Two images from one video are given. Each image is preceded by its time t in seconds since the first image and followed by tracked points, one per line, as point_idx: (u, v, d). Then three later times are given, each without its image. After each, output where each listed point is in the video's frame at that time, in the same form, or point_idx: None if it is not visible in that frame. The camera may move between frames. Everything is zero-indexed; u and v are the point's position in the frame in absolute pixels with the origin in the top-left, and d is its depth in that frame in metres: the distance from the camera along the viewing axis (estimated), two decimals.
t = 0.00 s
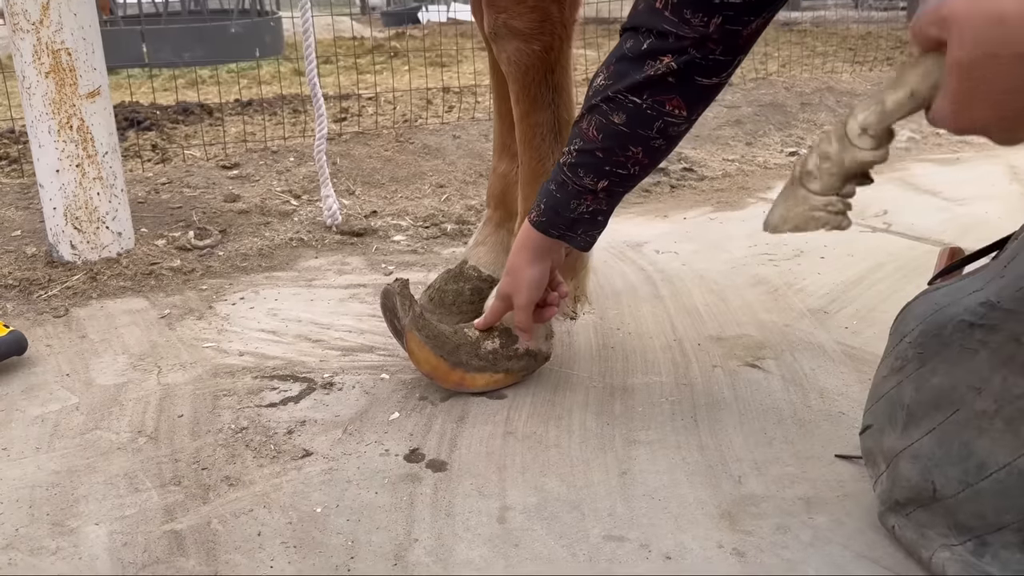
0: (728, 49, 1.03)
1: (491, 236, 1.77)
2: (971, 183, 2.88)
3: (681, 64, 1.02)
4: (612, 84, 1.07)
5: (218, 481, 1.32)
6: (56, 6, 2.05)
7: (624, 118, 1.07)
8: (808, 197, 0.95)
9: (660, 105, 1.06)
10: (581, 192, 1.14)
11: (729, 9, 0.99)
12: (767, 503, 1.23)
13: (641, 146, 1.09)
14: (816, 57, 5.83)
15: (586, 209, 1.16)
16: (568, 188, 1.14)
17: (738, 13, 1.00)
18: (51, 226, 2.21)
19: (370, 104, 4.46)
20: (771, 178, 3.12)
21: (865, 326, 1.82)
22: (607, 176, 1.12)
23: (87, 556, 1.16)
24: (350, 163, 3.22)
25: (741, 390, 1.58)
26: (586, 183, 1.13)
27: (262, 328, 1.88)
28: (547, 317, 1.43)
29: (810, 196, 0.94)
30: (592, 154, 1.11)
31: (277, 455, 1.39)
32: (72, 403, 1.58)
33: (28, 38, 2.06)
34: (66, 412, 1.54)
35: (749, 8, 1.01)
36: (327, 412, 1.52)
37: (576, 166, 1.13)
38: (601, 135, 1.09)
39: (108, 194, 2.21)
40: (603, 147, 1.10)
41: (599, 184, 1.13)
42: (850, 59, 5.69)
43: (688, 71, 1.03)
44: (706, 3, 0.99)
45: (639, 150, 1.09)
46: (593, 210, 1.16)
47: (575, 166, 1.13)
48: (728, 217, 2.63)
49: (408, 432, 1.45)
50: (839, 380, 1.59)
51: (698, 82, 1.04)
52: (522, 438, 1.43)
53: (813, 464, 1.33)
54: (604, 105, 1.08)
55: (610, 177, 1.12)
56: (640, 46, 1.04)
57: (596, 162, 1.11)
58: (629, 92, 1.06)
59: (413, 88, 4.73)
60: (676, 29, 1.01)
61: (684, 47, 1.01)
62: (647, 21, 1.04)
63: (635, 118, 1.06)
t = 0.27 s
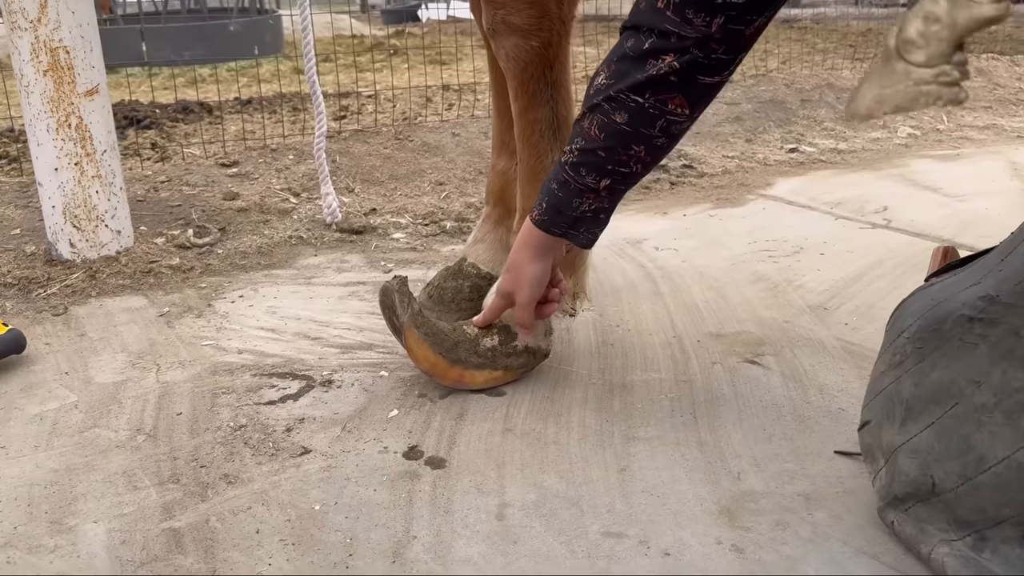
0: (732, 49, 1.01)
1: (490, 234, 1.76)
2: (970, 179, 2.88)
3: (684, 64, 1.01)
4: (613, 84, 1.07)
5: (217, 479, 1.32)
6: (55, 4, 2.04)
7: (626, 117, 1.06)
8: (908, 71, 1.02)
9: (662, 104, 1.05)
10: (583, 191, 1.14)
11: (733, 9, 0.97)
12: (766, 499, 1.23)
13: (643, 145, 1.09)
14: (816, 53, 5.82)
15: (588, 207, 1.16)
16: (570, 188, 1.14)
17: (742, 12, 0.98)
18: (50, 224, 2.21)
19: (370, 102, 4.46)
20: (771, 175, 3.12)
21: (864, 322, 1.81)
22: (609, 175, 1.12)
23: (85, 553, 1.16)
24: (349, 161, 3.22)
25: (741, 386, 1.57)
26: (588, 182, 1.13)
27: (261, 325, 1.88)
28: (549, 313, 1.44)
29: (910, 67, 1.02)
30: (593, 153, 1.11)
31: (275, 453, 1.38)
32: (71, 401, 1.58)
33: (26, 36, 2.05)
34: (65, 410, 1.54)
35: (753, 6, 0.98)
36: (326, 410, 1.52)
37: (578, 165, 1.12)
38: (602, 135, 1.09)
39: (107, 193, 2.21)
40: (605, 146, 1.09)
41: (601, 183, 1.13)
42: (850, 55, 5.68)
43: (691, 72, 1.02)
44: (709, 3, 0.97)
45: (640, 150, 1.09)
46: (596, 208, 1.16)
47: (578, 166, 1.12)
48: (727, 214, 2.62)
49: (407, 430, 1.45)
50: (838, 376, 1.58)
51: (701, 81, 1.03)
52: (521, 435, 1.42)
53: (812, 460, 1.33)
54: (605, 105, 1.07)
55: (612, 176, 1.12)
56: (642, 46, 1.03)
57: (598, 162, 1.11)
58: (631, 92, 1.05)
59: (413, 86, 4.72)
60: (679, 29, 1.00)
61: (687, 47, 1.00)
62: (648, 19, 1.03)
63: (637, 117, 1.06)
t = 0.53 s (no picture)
0: (723, 48, 1.01)
1: (488, 232, 1.76)
2: (969, 177, 2.88)
3: (674, 63, 1.01)
4: (603, 83, 1.06)
5: (214, 478, 1.32)
6: (52, 3, 2.04)
7: (616, 116, 1.06)
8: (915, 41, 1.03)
9: (652, 104, 1.05)
10: (575, 189, 1.14)
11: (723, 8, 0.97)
12: (764, 497, 1.23)
13: (634, 143, 1.09)
14: (815, 52, 5.81)
15: (580, 204, 1.16)
16: (561, 185, 1.14)
17: (732, 11, 0.97)
18: (48, 223, 2.21)
19: (369, 101, 4.46)
20: (770, 173, 3.12)
21: (863, 320, 1.81)
22: (600, 172, 1.12)
23: (82, 552, 1.16)
24: (347, 160, 3.22)
25: (739, 384, 1.57)
26: (579, 180, 1.13)
27: (259, 324, 1.88)
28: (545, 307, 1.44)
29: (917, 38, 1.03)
30: (584, 152, 1.11)
31: (273, 451, 1.38)
32: (68, 400, 1.58)
33: (23, 35, 2.05)
34: (62, 409, 1.54)
35: (744, 6, 0.98)
36: (324, 408, 1.52)
37: (569, 163, 1.13)
38: (592, 133, 1.09)
39: (105, 191, 2.21)
40: (595, 144, 1.09)
41: (593, 180, 1.13)
42: (849, 53, 5.68)
43: (681, 71, 1.01)
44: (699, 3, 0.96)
45: (631, 148, 1.09)
46: (587, 205, 1.17)
47: (568, 164, 1.13)
48: (726, 212, 2.62)
49: (405, 428, 1.45)
50: (836, 374, 1.58)
51: (692, 80, 1.03)
52: (519, 433, 1.42)
53: (810, 457, 1.33)
54: (594, 103, 1.07)
55: (604, 174, 1.12)
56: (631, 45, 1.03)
57: (589, 160, 1.11)
58: (621, 90, 1.05)
59: (412, 85, 4.72)
60: (668, 28, 0.99)
61: (676, 47, 1.00)
62: (637, 18, 1.02)
63: (627, 116, 1.06)
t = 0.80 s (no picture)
0: (720, 51, 1.01)
1: (487, 232, 1.76)
2: (967, 176, 2.88)
3: (671, 67, 1.01)
4: (601, 86, 1.07)
5: (214, 477, 1.32)
6: (51, 2, 2.04)
7: (613, 119, 1.06)
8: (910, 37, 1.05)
9: (650, 106, 1.05)
10: (573, 191, 1.14)
11: (719, 11, 0.97)
12: (762, 496, 1.23)
13: (632, 145, 1.09)
14: (814, 51, 5.82)
15: (578, 206, 1.17)
16: (559, 187, 1.15)
17: (729, 14, 0.97)
18: (47, 223, 2.21)
19: (368, 101, 4.46)
20: (769, 173, 3.12)
21: (861, 319, 1.81)
22: (598, 175, 1.12)
23: (82, 551, 1.16)
24: (347, 159, 3.22)
25: (737, 383, 1.57)
26: (577, 182, 1.13)
27: (258, 323, 1.88)
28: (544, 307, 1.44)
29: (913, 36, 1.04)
30: (582, 154, 1.11)
31: (272, 450, 1.39)
32: (68, 399, 1.58)
33: (23, 35, 2.05)
34: (62, 408, 1.54)
35: (740, 8, 0.98)
36: (323, 407, 1.52)
37: (567, 166, 1.13)
38: (590, 136, 1.09)
39: (104, 191, 2.21)
40: (594, 147, 1.10)
41: (590, 182, 1.13)
42: (848, 53, 5.68)
43: (678, 74, 1.02)
44: (695, 6, 0.97)
45: (629, 150, 1.09)
46: (586, 207, 1.17)
47: (566, 166, 1.13)
48: (725, 212, 2.62)
49: (403, 427, 1.45)
50: (834, 374, 1.59)
51: (689, 83, 1.03)
52: (518, 432, 1.43)
53: (808, 456, 1.33)
54: (591, 107, 1.08)
55: (602, 176, 1.12)
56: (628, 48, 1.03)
57: (587, 162, 1.11)
58: (618, 94, 1.05)
59: (411, 84, 4.72)
60: (665, 31, 0.99)
61: (673, 50, 1.00)
62: (634, 21, 1.02)
63: (625, 118, 1.06)
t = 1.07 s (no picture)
0: (720, 52, 1.01)
1: (487, 233, 1.77)
2: (965, 177, 2.89)
3: (671, 66, 1.01)
4: (601, 85, 1.07)
5: (215, 478, 1.33)
6: (51, 3, 2.04)
7: (613, 117, 1.07)
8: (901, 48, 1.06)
9: (650, 105, 1.05)
10: (573, 189, 1.15)
11: (719, 11, 0.98)
12: (762, 496, 1.24)
13: (632, 145, 1.09)
14: (813, 53, 5.82)
15: (577, 205, 1.17)
16: (559, 185, 1.15)
17: (729, 15, 0.98)
18: (47, 224, 2.21)
19: (367, 101, 4.46)
20: (768, 174, 3.12)
21: (860, 320, 1.82)
22: (598, 173, 1.13)
23: (83, 552, 1.17)
24: (346, 160, 3.22)
25: (737, 384, 1.58)
26: (577, 180, 1.14)
27: (258, 324, 1.89)
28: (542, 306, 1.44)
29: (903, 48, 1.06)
30: (582, 152, 1.11)
31: (273, 451, 1.39)
32: (68, 400, 1.58)
33: (23, 36, 2.06)
34: (63, 409, 1.55)
35: (740, 10, 0.99)
36: (324, 408, 1.52)
37: (567, 164, 1.13)
38: (591, 134, 1.09)
39: (104, 192, 2.21)
40: (594, 145, 1.10)
41: (590, 181, 1.14)
42: (847, 54, 5.69)
43: (678, 73, 1.02)
44: (696, 6, 0.98)
45: (628, 149, 1.10)
46: (585, 205, 1.17)
47: (566, 164, 1.13)
48: (724, 212, 2.63)
49: (404, 428, 1.45)
50: (833, 374, 1.59)
51: (689, 83, 1.03)
52: (518, 432, 1.43)
53: (808, 457, 1.34)
54: (591, 104, 1.08)
55: (601, 174, 1.13)
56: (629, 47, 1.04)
57: (587, 160, 1.12)
58: (618, 92, 1.05)
59: (410, 85, 4.73)
60: (667, 31, 1.00)
61: (674, 50, 1.00)
62: (635, 22, 1.03)
63: (625, 117, 1.06)
